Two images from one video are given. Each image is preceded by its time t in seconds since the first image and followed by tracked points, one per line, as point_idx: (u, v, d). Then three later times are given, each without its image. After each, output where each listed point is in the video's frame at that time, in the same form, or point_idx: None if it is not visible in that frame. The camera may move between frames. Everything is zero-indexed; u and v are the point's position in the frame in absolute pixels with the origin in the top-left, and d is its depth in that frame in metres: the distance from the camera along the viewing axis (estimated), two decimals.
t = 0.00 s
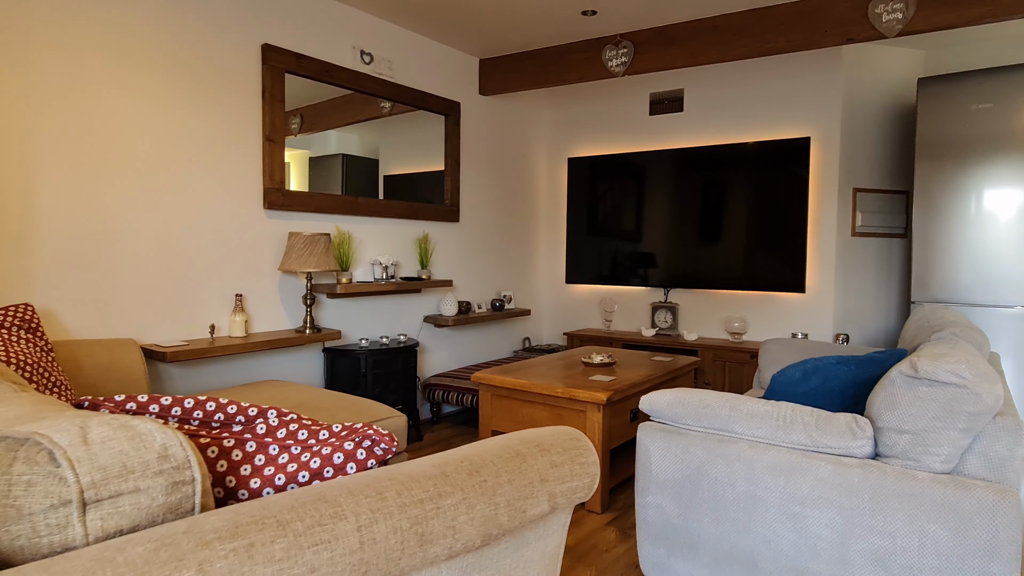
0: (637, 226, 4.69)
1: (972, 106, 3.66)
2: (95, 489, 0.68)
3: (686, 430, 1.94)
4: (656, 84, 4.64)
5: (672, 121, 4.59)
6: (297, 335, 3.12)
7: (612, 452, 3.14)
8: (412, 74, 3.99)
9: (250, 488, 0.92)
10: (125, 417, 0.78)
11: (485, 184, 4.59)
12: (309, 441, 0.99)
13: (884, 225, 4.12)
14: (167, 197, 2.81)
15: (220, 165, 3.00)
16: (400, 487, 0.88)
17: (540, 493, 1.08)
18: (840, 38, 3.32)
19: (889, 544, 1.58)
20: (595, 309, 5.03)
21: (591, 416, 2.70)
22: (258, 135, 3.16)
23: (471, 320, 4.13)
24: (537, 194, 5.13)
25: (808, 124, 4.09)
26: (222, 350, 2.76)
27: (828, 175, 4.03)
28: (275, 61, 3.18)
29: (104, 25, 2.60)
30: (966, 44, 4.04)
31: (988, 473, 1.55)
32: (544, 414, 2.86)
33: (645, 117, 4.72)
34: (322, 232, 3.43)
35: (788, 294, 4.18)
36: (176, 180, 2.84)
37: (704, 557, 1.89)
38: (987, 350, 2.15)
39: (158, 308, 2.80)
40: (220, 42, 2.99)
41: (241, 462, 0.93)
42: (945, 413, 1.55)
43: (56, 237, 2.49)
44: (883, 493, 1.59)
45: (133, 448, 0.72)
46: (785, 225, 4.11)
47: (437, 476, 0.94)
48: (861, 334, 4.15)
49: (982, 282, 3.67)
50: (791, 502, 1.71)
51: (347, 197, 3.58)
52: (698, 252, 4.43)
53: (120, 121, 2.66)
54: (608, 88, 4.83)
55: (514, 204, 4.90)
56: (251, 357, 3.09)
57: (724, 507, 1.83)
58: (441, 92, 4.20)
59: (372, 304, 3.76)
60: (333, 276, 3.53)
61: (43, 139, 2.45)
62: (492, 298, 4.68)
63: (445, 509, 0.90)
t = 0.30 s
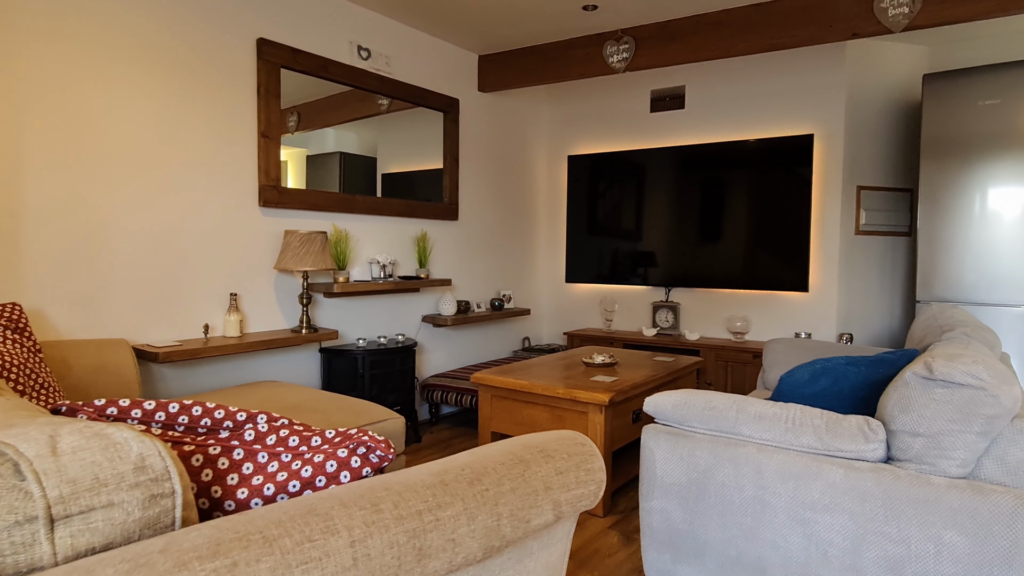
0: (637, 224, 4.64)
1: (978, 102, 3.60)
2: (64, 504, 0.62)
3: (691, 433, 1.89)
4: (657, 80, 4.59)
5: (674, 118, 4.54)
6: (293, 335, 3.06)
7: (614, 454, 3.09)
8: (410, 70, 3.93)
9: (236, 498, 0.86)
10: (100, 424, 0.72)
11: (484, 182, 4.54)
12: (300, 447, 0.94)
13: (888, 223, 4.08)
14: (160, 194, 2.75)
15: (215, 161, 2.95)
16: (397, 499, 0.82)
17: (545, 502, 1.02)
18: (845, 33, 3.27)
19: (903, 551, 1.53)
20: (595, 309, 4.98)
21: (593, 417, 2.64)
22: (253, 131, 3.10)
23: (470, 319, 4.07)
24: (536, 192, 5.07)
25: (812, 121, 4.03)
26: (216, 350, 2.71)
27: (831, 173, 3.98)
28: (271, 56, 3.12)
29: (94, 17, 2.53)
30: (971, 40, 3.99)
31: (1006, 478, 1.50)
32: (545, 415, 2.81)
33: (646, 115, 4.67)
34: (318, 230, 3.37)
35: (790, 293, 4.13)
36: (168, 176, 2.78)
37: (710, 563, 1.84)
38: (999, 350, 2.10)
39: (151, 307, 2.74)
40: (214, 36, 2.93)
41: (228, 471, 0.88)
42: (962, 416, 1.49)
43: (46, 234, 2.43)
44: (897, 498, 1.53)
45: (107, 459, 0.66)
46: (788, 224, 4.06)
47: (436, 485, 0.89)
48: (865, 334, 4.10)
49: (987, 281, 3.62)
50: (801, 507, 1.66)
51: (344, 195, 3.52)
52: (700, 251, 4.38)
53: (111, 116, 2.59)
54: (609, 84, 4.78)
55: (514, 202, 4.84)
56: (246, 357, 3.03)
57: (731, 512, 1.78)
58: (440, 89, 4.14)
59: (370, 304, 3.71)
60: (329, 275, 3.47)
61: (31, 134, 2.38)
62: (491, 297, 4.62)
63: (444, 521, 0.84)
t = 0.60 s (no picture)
0: (637, 222, 4.59)
1: (986, 98, 3.55)
2: (24, 527, 0.57)
3: (698, 437, 1.83)
4: (658, 77, 4.53)
5: (675, 115, 4.48)
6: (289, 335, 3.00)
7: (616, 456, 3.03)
8: (408, 66, 3.87)
9: (220, 513, 0.80)
10: (69, 435, 0.66)
11: (483, 180, 4.48)
12: (289, 458, 0.88)
13: (892, 222, 4.02)
14: (151, 191, 2.69)
15: (208, 158, 2.88)
16: (392, 514, 0.77)
17: (550, 514, 0.96)
18: (851, 28, 3.21)
19: (920, 561, 1.47)
20: (596, 308, 4.92)
21: (595, 419, 2.59)
22: (247, 127, 3.04)
23: (470, 319, 4.01)
24: (536, 191, 5.01)
25: (815, 117, 3.98)
26: (209, 350, 2.64)
27: (835, 170, 3.93)
28: (266, 51, 3.05)
29: (82, 9, 2.47)
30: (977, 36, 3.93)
31: None
32: (546, 417, 2.75)
33: (647, 112, 4.61)
34: (315, 229, 3.30)
35: (793, 292, 4.08)
36: (160, 173, 2.71)
37: (718, 571, 1.78)
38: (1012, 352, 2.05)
39: (143, 307, 2.68)
40: (207, 30, 2.86)
41: (212, 484, 0.82)
42: (982, 420, 1.44)
43: (33, 232, 2.37)
44: (913, 506, 1.48)
45: (73, 476, 0.60)
46: (791, 222, 4.01)
47: (435, 499, 0.83)
48: (870, 334, 4.04)
49: (994, 280, 3.57)
50: (813, 514, 1.60)
51: (341, 193, 3.46)
52: (702, 250, 4.33)
53: (101, 111, 2.53)
54: (609, 81, 4.71)
55: (513, 200, 4.78)
56: (241, 358, 2.96)
57: (740, 519, 1.72)
58: (438, 85, 4.07)
59: (367, 304, 3.65)
60: (326, 274, 3.41)
61: (18, 129, 2.32)
62: (490, 296, 4.57)
63: (443, 538, 0.78)
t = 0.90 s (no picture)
0: (637, 221, 4.53)
1: (994, 94, 3.48)
2: None
3: (705, 441, 1.77)
4: (659, 72, 4.46)
5: (677, 112, 4.42)
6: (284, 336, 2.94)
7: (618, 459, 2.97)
8: (406, 61, 3.80)
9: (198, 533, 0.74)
10: (27, 452, 0.60)
11: (482, 178, 4.41)
12: (275, 471, 0.81)
13: (898, 220, 3.96)
14: (142, 188, 2.62)
15: (201, 154, 2.81)
16: (384, 535, 0.70)
17: (555, 530, 0.90)
18: (858, 22, 3.15)
19: (938, 572, 1.41)
20: (596, 307, 4.86)
21: (597, 422, 2.52)
22: (241, 122, 2.97)
23: (468, 319, 3.95)
24: (536, 188, 4.94)
25: (820, 114, 3.92)
26: (202, 351, 2.58)
27: (839, 168, 3.87)
28: (260, 44, 2.98)
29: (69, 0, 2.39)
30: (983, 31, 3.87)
31: None
32: (546, 419, 2.69)
33: (647, 108, 4.55)
34: (310, 226, 3.24)
35: (796, 291, 4.02)
36: (151, 169, 2.64)
37: None
38: None
39: (133, 307, 2.61)
40: (199, 22, 2.79)
41: (191, 501, 0.75)
42: (1004, 425, 1.39)
43: (19, 230, 2.29)
44: (931, 514, 1.42)
45: (26, 499, 0.54)
46: (795, 220, 3.95)
47: (431, 516, 0.76)
48: (874, 334, 3.99)
49: (1002, 279, 3.51)
50: (825, 522, 1.54)
51: (337, 190, 3.39)
52: (704, 249, 4.26)
53: (91, 105, 2.46)
54: (610, 77, 4.65)
55: (512, 198, 4.71)
56: (234, 359, 2.90)
57: (749, 526, 1.66)
58: (436, 81, 4.00)
59: (364, 303, 3.58)
60: (322, 273, 3.34)
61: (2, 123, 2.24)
62: (490, 295, 4.50)
63: (440, 560, 0.72)
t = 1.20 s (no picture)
0: (637, 219, 4.47)
1: (1002, 89, 3.42)
2: None
3: (712, 446, 1.71)
4: (661, 69, 4.40)
5: (678, 109, 4.36)
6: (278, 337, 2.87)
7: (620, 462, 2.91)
8: (403, 56, 3.72)
9: (169, 557, 0.68)
10: None
11: (481, 175, 4.34)
12: (255, 489, 0.75)
13: (903, 218, 3.90)
14: (131, 184, 2.55)
15: (191, 150, 2.74)
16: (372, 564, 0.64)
17: (559, 549, 0.84)
18: (863, 16, 3.09)
19: None
20: (596, 307, 4.80)
21: (599, 425, 2.46)
22: (234, 118, 2.90)
23: (467, 318, 3.88)
24: (535, 186, 4.87)
25: (823, 110, 3.86)
26: (192, 353, 2.51)
27: (843, 165, 3.81)
28: (253, 38, 2.91)
29: None
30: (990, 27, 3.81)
31: None
32: (546, 422, 2.62)
33: (648, 105, 4.48)
34: (305, 225, 3.17)
35: (798, 290, 3.97)
36: (140, 166, 2.57)
37: None
38: None
39: (123, 308, 2.55)
40: (191, 15, 2.72)
41: (162, 523, 0.70)
42: None
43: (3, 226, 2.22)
44: (950, 525, 1.36)
45: None
46: (798, 219, 3.89)
47: (424, 540, 0.70)
48: (878, 334, 3.93)
49: (1009, 278, 3.45)
50: (838, 533, 1.48)
51: (333, 187, 3.32)
52: (706, 247, 4.20)
53: (78, 100, 2.39)
54: (610, 73, 4.58)
55: (511, 196, 4.65)
56: (227, 360, 2.83)
57: (758, 536, 1.60)
58: (434, 77, 3.94)
59: (360, 302, 3.52)
60: (318, 272, 3.27)
61: None
62: (488, 295, 4.44)
63: None
